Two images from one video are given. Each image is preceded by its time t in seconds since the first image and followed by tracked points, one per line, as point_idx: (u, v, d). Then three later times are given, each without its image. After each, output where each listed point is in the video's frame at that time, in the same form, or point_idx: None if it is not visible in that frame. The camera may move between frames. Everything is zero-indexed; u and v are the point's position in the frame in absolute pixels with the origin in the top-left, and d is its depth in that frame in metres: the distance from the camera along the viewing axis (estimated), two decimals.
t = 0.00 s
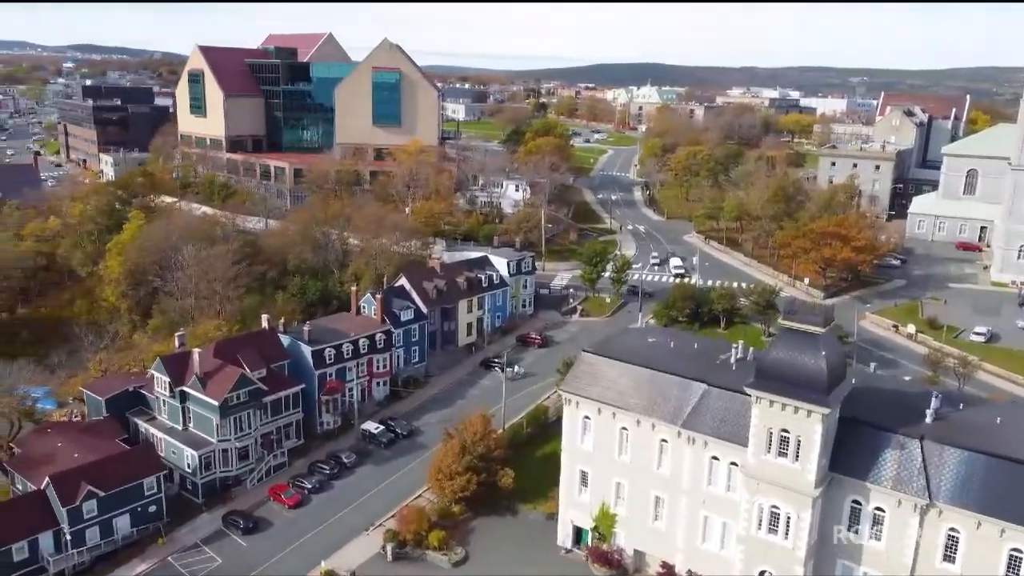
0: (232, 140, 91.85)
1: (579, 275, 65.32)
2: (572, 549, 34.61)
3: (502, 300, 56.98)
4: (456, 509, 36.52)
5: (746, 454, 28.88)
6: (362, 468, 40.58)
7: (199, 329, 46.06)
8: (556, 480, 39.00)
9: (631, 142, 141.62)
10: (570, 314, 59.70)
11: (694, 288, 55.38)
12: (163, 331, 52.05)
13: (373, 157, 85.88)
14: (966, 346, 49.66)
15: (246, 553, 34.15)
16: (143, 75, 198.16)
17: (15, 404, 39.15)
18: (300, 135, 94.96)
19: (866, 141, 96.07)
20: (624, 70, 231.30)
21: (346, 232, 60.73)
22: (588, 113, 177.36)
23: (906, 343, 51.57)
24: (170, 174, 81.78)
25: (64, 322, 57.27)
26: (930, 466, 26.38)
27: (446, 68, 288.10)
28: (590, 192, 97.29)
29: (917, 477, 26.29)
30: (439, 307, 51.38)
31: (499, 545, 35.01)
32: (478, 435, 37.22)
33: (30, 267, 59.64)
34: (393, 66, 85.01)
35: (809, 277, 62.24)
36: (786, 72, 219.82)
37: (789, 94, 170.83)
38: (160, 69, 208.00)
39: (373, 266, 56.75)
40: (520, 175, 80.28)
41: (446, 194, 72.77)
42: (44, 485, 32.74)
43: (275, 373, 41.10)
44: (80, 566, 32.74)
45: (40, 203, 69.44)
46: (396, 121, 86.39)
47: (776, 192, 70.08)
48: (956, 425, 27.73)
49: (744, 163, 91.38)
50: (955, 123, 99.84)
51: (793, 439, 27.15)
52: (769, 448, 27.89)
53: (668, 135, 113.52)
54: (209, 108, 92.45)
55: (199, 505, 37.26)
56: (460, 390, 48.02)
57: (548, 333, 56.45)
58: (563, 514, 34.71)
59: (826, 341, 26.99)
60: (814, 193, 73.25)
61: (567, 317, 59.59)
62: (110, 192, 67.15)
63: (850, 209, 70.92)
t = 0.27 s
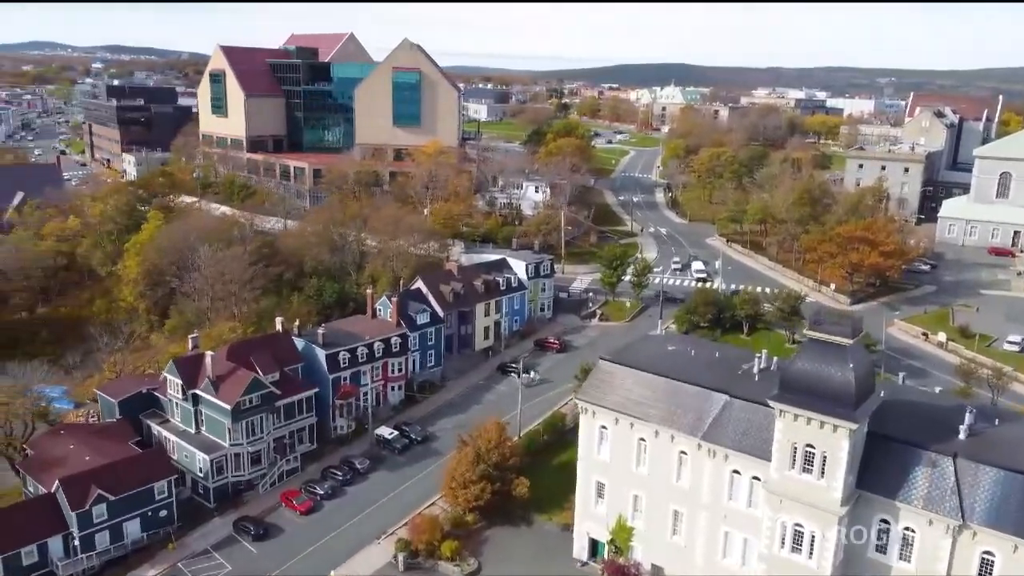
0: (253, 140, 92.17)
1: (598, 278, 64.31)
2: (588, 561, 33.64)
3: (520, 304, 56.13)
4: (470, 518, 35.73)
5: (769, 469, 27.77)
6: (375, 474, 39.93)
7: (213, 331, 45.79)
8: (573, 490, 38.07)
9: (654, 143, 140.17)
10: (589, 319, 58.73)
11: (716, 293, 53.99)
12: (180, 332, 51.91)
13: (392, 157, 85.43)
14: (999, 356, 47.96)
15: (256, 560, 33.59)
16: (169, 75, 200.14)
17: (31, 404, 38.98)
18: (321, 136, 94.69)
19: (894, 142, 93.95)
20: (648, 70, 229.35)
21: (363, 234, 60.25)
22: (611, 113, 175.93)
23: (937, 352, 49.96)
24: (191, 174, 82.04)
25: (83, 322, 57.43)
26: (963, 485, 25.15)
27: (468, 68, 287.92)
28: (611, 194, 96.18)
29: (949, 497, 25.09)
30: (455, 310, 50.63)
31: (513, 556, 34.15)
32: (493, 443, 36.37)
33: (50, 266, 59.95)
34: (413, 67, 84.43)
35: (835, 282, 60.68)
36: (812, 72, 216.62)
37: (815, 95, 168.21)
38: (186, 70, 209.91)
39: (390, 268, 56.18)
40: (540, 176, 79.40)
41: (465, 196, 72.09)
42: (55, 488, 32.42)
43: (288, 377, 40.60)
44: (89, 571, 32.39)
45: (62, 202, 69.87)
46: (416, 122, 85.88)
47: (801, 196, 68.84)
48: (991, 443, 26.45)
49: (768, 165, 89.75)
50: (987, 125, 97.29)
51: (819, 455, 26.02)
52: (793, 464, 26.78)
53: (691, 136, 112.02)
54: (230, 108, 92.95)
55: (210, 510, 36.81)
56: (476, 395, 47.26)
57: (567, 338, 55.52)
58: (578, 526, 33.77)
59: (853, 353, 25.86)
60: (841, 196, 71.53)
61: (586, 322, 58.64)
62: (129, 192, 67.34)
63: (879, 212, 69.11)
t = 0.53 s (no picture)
0: (277, 140, 92.38)
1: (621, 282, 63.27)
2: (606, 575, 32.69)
3: (541, 307, 55.29)
4: (485, 528, 34.93)
5: (796, 485, 26.67)
6: (391, 480, 39.30)
7: (231, 333, 45.60)
8: (591, 500, 37.12)
9: (679, 144, 138.54)
10: (611, 323, 57.74)
11: (742, 299, 52.78)
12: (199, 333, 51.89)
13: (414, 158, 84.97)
14: None
15: (268, 567, 33.09)
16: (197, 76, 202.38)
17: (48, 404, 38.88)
18: (343, 135, 94.51)
19: (927, 144, 91.67)
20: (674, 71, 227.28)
21: (383, 235, 59.80)
22: (636, 114, 174.39)
23: (972, 361, 48.28)
24: (214, 174, 82.39)
25: (104, 321, 57.68)
26: (1002, 507, 23.91)
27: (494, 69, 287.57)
28: (635, 195, 95.00)
29: (987, 520, 23.87)
30: (474, 313, 49.92)
31: (529, 568, 33.30)
32: (510, 451, 35.56)
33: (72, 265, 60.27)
34: (436, 67, 84.01)
35: (865, 288, 59.05)
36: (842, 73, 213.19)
37: (845, 96, 165.33)
38: (214, 70, 212.16)
39: (409, 270, 55.64)
40: (563, 178, 78.49)
41: (487, 197, 71.42)
42: (68, 491, 32.13)
43: (304, 380, 40.15)
44: None
45: (87, 202, 70.44)
46: (439, 122, 85.39)
47: (830, 198, 67.13)
48: None
49: (796, 167, 87.96)
50: None
51: (848, 473, 24.89)
52: (820, 481, 25.65)
53: (718, 137, 110.40)
54: (254, 108, 93.26)
55: (224, 514, 36.43)
56: (495, 400, 46.49)
57: (588, 342, 54.56)
58: (597, 538, 32.86)
59: (885, 366, 24.71)
60: (871, 199, 69.74)
61: (607, 326, 57.64)
62: (152, 191, 67.62)
63: (911, 216, 67.26)
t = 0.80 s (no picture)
0: (301, 140, 92.55)
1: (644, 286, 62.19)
2: None
3: (562, 311, 54.38)
4: (502, 538, 34.16)
5: (824, 504, 25.55)
6: (408, 487, 38.68)
7: (249, 336, 45.46)
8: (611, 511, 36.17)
9: (707, 145, 136.71)
10: (634, 328, 56.69)
11: (769, 305, 51.49)
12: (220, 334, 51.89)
13: (437, 158, 84.48)
14: None
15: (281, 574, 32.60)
16: (226, 77, 204.69)
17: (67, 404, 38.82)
18: (367, 136, 94.27)
19: (962, 147, 89.21)
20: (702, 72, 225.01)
21: (404, 236, 59.35)
22: (662, 115, 172.72)
23: (1008, 372, 46.51)
24: (238, 175, 82.71)
25: (127, 321, 57.99)
26: None
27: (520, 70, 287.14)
28: (660, 198, 93.71)
29: None
30: (495, 317, 49.18)
31: None
32: (528, 459, 34.78)
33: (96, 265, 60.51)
34: (460, 67, 83.48)
35: (897, 294, 57.36)
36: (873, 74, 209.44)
37: (877, 97, 162.19)
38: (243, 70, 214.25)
39: (429, 272, 55.06)
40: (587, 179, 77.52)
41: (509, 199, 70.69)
42: (82, 494, 31.96)
43: (320, 384, 39.71)
44: None
45: (113, 202, 71.00)
46: (462, 123, 84.76)
47: (862, 201, 65.63)
48: None
49: (826, 170, 86.08)
50: None
51: (879, 492, 23.77)
52: (850, 500, 24.53)
53: (745, 138, 108.64)
54: (279, 108, 93.54)
55: (239, 519, 36.07)
56: (514, 406, 45.70)
57: (610, 348, 53.56)
58: (616, 552, 31.97)
59: (920, 380, 23.53)
60: (903, 203, 67.85)
61: (630, 331, 56.60)
62: (176, 192, 67.90)
63: (945, 220, 65.29)
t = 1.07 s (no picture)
0: (325, 141, 92.58)
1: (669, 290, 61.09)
2: None
3: (585, 315, 53.48)
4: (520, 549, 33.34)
5: (854, 523, 24.42)
6: (425, 493, 38.02)
7: (268, 339, 45.26)
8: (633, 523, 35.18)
9: (735, 147, 134.86)
10: (658, 333, 55.62)
11: (798, 311, 50.16)
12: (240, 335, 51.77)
13: (461, 159, 83.98)
14: None
15: None
16: (255, 79, 206.60)
17: (86, 404, 38.75)
18: (391, 136, 94.05)
19: (1000, 149, 86.71)
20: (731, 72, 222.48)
21: (426, 238, 58.85)
22: (690, 116, 170.89)
23: None
24: (263, 175, 82.99)
25: (150, 321, 58.38)
26: None
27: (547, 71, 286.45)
28: (686, 200, 92.36)
29: None
30: (516, 321, 48.42)
31: None
32: (547, 469, 34.12)
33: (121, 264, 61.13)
34: (485, 67, 82.86)
35: (931, 301, 55.64)
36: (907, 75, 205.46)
37: (911, 97, 158.80)
38: (272, 72, 216.23)
39: (450, 275, 54.49)
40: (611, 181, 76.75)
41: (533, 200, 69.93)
42: (97, 497, 31.76)
43: (338, 388, 39.26)
44: None
45: (139, 202, 71.46)
46: (486, 124, 84.14)
47: (895, 205, 63.91)
48: None
49: (858, 172, 84.15)
50: None
51: (914, 512, 22.63)
52: (881, 521, 23.41)
53: (775, 139, 106.80)
54: (304, 109, 93.69)
55: (255, 523, 35.69)
56: (534, 412, 44.92)
57: (633, 353, 52.54)
58: (636, 566, 31.02)
59: (958, 396, 22.39)
60: (938, 207, 65.94)
61: (654, 336, 55.52)
62: (200, 192, 68.13)
63: (982, 225, 63.29)
